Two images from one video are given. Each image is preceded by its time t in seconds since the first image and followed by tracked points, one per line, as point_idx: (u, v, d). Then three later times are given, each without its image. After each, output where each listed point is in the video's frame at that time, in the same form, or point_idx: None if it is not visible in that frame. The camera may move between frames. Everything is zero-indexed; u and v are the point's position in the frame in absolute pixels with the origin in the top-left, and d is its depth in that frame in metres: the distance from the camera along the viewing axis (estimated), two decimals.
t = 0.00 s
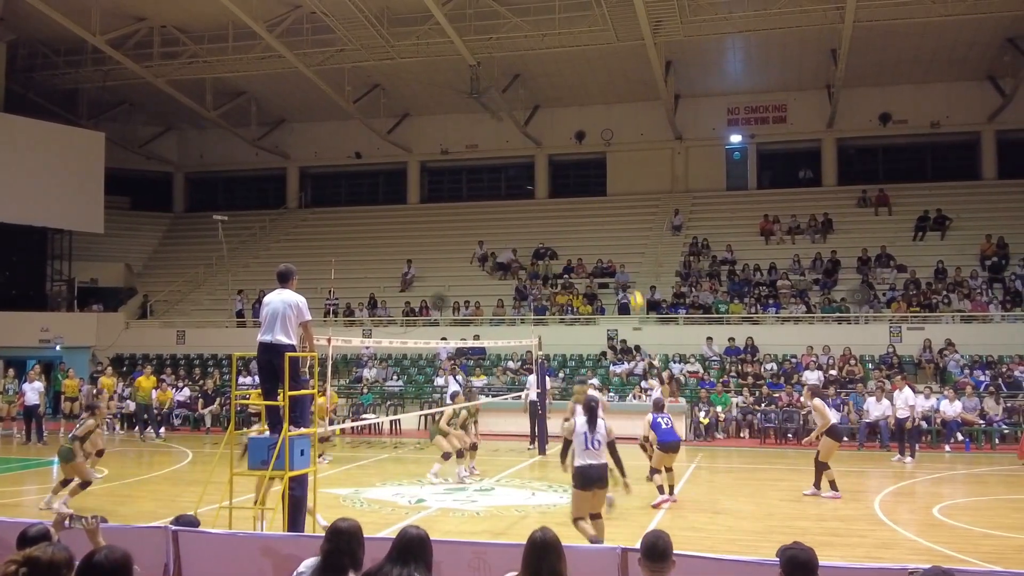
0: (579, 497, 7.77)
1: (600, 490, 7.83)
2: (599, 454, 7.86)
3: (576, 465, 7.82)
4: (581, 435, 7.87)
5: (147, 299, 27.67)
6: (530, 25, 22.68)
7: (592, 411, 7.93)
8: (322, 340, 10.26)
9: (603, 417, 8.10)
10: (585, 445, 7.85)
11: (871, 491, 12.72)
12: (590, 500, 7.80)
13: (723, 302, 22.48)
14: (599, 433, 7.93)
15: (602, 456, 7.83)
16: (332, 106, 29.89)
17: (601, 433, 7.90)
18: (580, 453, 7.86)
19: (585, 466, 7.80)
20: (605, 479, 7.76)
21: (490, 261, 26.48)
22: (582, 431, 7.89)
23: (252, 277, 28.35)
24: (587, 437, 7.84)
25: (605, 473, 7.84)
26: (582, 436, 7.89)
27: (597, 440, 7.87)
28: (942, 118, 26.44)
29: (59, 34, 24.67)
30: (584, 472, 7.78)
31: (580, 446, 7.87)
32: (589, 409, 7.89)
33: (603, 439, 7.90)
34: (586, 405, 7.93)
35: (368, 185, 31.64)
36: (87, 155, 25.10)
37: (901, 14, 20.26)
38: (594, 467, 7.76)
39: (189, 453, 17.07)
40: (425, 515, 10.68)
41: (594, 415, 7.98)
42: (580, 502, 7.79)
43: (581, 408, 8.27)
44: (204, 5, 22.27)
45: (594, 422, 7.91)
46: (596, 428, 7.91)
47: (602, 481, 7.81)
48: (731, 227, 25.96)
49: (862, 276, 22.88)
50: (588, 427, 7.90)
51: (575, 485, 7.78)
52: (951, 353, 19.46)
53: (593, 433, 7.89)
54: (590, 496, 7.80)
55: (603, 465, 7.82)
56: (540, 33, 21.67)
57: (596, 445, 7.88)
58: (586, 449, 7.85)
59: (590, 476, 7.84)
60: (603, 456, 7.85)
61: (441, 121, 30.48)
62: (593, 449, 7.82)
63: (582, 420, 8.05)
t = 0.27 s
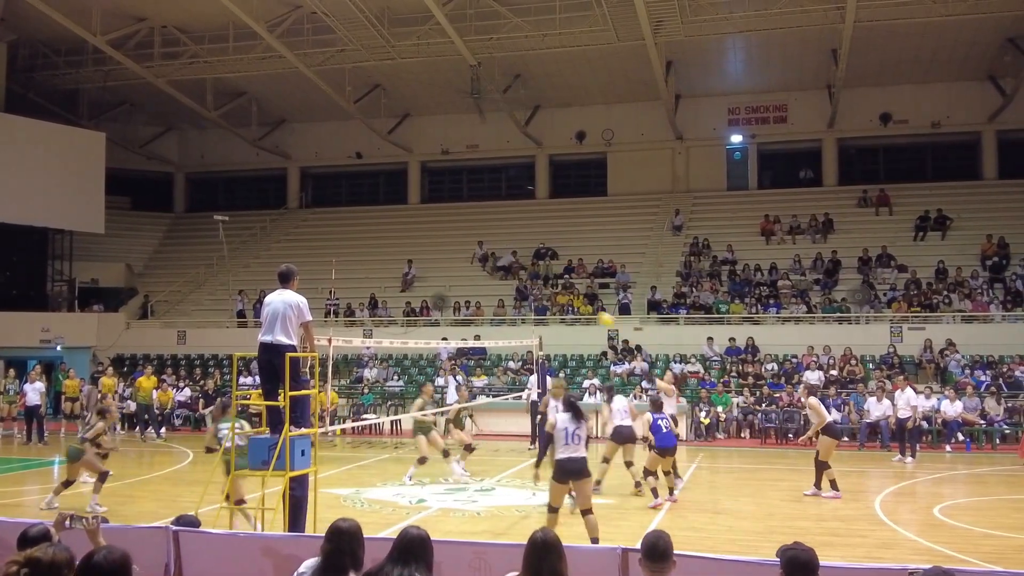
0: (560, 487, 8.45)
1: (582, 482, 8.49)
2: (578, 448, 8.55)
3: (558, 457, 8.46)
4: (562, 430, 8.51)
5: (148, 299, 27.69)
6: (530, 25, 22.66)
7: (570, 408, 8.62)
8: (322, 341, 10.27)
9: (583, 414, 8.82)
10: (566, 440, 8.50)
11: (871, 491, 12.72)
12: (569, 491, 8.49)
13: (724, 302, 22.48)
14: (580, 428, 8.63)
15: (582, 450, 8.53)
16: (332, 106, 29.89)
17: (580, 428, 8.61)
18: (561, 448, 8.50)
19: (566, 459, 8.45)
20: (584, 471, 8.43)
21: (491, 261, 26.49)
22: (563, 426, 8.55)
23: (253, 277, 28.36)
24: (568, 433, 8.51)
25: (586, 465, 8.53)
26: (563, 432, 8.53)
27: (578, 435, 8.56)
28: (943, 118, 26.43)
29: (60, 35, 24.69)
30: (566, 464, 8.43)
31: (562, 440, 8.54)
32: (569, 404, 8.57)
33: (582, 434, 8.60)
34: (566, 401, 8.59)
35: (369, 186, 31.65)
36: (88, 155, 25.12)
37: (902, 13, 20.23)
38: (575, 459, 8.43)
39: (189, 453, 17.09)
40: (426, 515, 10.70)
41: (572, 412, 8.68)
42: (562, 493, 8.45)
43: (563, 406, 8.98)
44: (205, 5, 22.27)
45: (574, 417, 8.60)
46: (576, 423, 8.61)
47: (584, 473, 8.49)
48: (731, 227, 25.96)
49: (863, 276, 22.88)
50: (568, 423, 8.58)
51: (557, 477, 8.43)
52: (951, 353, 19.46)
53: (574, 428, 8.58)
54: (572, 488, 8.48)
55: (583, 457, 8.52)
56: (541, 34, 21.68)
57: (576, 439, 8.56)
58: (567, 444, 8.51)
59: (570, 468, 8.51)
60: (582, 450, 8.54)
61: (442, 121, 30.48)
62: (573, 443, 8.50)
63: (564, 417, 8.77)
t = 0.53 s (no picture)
0: (539, 482, 8.66)
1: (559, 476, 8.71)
2: (554, 443, 8.74)
3: (536, 452, 8.68)
4: (538, 425, 8.72)
5: (150, 299, 27.72)
6: (531, 25, 22.66)
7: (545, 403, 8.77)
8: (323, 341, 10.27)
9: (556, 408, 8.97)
10: (543, 435, 8.71)
11: (873, 492, 12.71)
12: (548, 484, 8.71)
13: (725, 302, 22.46)
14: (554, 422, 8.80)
15: (558, 444, 8.72)
16: (333, 106, 29.90)
17: (554, 422, 8.78)
18: (538, 443, 8.70)
19: (542, 454, 8.66)
20: (560, 465, 8.64)
21: (492, 261, 26.50)
22: (538, 421, 8.74)
23: (255, 278, 28.38)
24: (544, 428, 8.71)
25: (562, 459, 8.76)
26: (539, 427, 8.74)
27: (553, 429, 8.73)
28: (944, 118, 26.41)
29: (62, 35, 24.71)
30: (543, 460, 8.65)
31: (539, 435, 8.73)
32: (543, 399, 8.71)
33: (557, 428, 8.77)
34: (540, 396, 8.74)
35: (370, 186, 31.66)
36: (90, 155, 25.14)
37: (904, 14, 20.21)
38: (552, 454, 8.63)
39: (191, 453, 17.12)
40: (427, 515, 10.70)
41: (547, 407, 8.84)
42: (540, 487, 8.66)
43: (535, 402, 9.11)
44: (206, 6, 22.30)
45: (549, 412, 8.76)
46: (551, 418, 8.77)
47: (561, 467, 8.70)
48: (733, 227, 25.96)
49: (864, 277, 22.86)
50: (543, 418, 8.76)
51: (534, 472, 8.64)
52: (953, 353, 19.45)
53: (549, 423, 8.75)
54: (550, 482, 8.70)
55: (560, 451, 8.73)
56: (542, 34, 21.70)
57: (551, 434, 8.74)
58: (542, 440, 8.71)
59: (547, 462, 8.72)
60: (558, 444, 8.72)
61: (443, 121, 30.49)
62: (549, 438, 8.70)
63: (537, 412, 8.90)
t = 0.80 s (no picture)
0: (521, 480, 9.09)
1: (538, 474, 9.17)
2: (535, 443, 9.21)
3: (518, 452, 9.12)
4: (521, 426, 9.16)
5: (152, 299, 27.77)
6: (533, 26, 22.68)
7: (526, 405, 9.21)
8: (324, 341, 10.27)
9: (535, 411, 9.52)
10: (525, 435, 9.16)
11: (876, 492, 12.69)
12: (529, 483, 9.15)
13: (727, 302, 22.44)
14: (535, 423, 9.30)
15: (538, 443, 9.20)
16: (335, 107, 29.91)
17: (535, 423, 9.24)
18: (520, 443, 9.15)
19: (525, 453, 9.11)
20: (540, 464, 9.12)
21: (494, 261, 26.51)
22: (521, 422, 9.19)
23: (257, 278, 28.39)
24: (526, 429, 9.16)
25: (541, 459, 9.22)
26: (522, 428, 9.18)
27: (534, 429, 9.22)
28: (946, 118, 26.40)
29: (64, 36, 24.74)
30: (525, 459, 9.10)
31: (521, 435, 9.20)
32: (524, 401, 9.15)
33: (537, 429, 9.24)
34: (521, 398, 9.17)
35: (372, 186, 31.67)
36: (92, 156, 25.15)
37: (907, 14, 20.18)
38: (533, 453, 9.10)
39: (193, 454, 17.13)
40: (429, 516, 10.71)
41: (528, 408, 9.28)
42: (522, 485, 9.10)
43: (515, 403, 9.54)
44: (209, 6, 22.32)
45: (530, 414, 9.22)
46: (532, 420, 9.23)
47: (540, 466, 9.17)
48: (735, 227, 25.95)
49: (866, 277, 22.83)
50: (525, 420, 9.20)
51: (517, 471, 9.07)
52: (955, 354, 19.44)
53: (530, 424, 9.21)
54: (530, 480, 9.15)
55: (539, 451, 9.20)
56: (544, 34, 21.70)
57: (532, 434, 9.21)
58: (524, 440, 9.16)
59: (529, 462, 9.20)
60: (538, 444, 9.21)
61: (445, 121, 30.50)
62: (531, 438, 9.16)
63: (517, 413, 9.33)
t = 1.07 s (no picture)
0: (502, 473, 9.41)
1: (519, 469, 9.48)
2: (519, 439, 9.53)
3: (502, 446, 9.43)
4: (506, 421, 9.48)
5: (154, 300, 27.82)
6: (535, 26, 22.71)
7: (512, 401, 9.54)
8: (326, 341, 10.27)
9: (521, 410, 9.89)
10: (509, 430, 9.48)
11: (878, 493, 12.67)
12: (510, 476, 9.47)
13: (729, 302, 22.42)
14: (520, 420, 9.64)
15: (522, 439, 9.52)
16: (338, 107, 29.92)
17: (520, 419, 9.57)
18: (503, 437, 9.47)
19: (508, 447, 9.43)
20: (523, 459, 9.43)
21: (496, 262, 26.52)
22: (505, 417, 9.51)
23: (259, 278, 28.41)
24: (510, 424, 9.48)
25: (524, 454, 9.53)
26: (506, 423, 9.50)
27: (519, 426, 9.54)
28: (949, 118, 26.39)
29: (67, 37, 24.77)
30: (507, 453, 9.41)
31: (505, 430, 9.53)
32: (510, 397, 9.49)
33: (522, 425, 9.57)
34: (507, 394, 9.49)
35: (374, 187, 31.67)
36: (95, 156, 25.19)
37: (909, 14, 20.16)
38: (516, 447, 9.42)
39: (196, 454, 17.15)
40: (431, 516, 10.71)
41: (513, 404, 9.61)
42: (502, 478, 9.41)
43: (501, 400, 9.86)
44: (211, 7, 22.34)
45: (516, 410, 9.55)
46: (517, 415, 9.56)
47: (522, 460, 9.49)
48: (737, 228, 25.95)
49: (869, 277, 22.81)
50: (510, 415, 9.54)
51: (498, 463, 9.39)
52: (957, 354, 19.42)
53: (515, 420, 9.54)
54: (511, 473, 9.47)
55: (523, 447, 9.51)
56: (546, 35, 21.73)
57: (517, 430, 9.53)
58: (508, 435, 9.48)
59: (510, 456, 9.51)
60: (522, 440, 9.53)
61: (448, 121, 30.52)
62: (515, 433, 9.49)
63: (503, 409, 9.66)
